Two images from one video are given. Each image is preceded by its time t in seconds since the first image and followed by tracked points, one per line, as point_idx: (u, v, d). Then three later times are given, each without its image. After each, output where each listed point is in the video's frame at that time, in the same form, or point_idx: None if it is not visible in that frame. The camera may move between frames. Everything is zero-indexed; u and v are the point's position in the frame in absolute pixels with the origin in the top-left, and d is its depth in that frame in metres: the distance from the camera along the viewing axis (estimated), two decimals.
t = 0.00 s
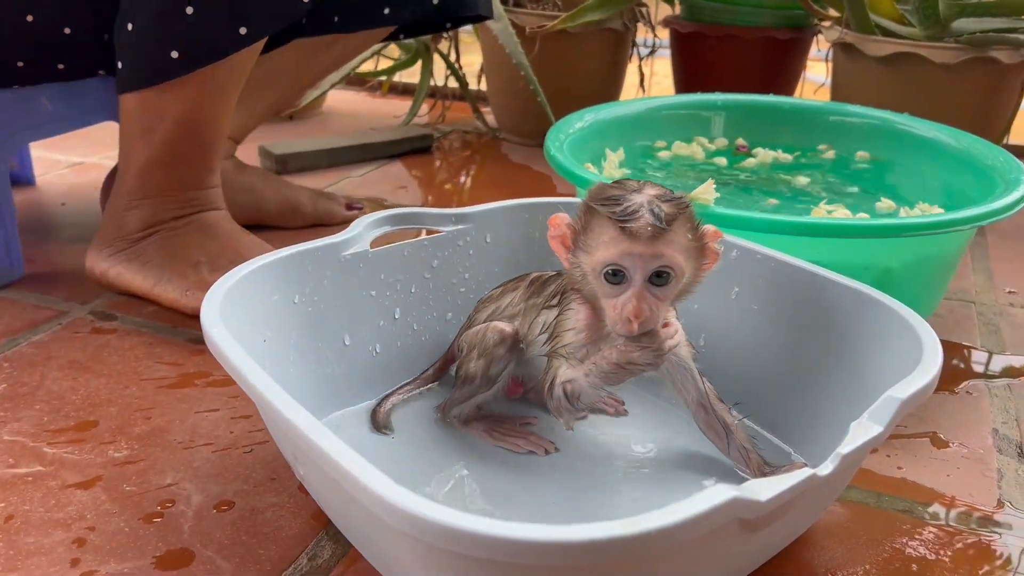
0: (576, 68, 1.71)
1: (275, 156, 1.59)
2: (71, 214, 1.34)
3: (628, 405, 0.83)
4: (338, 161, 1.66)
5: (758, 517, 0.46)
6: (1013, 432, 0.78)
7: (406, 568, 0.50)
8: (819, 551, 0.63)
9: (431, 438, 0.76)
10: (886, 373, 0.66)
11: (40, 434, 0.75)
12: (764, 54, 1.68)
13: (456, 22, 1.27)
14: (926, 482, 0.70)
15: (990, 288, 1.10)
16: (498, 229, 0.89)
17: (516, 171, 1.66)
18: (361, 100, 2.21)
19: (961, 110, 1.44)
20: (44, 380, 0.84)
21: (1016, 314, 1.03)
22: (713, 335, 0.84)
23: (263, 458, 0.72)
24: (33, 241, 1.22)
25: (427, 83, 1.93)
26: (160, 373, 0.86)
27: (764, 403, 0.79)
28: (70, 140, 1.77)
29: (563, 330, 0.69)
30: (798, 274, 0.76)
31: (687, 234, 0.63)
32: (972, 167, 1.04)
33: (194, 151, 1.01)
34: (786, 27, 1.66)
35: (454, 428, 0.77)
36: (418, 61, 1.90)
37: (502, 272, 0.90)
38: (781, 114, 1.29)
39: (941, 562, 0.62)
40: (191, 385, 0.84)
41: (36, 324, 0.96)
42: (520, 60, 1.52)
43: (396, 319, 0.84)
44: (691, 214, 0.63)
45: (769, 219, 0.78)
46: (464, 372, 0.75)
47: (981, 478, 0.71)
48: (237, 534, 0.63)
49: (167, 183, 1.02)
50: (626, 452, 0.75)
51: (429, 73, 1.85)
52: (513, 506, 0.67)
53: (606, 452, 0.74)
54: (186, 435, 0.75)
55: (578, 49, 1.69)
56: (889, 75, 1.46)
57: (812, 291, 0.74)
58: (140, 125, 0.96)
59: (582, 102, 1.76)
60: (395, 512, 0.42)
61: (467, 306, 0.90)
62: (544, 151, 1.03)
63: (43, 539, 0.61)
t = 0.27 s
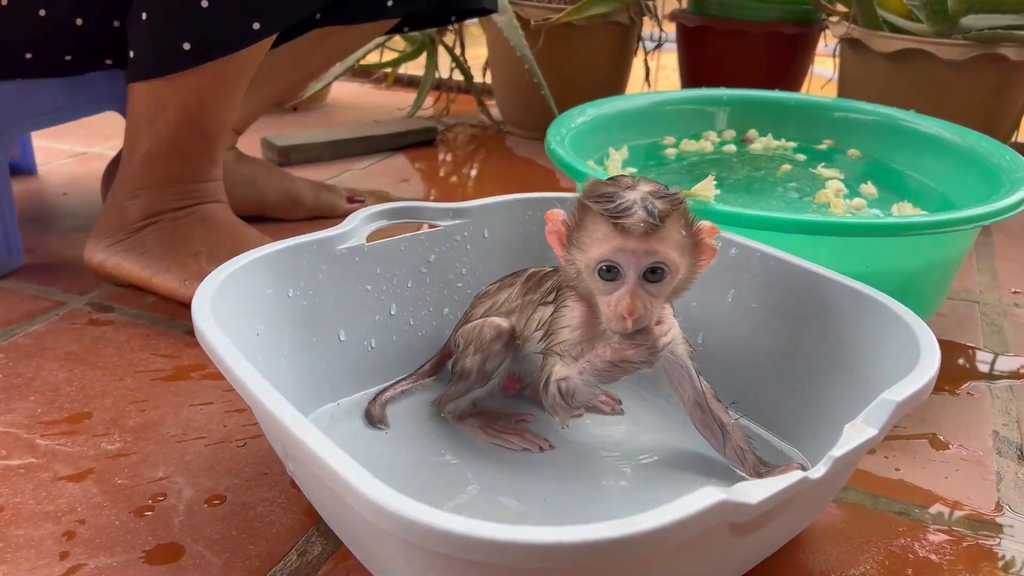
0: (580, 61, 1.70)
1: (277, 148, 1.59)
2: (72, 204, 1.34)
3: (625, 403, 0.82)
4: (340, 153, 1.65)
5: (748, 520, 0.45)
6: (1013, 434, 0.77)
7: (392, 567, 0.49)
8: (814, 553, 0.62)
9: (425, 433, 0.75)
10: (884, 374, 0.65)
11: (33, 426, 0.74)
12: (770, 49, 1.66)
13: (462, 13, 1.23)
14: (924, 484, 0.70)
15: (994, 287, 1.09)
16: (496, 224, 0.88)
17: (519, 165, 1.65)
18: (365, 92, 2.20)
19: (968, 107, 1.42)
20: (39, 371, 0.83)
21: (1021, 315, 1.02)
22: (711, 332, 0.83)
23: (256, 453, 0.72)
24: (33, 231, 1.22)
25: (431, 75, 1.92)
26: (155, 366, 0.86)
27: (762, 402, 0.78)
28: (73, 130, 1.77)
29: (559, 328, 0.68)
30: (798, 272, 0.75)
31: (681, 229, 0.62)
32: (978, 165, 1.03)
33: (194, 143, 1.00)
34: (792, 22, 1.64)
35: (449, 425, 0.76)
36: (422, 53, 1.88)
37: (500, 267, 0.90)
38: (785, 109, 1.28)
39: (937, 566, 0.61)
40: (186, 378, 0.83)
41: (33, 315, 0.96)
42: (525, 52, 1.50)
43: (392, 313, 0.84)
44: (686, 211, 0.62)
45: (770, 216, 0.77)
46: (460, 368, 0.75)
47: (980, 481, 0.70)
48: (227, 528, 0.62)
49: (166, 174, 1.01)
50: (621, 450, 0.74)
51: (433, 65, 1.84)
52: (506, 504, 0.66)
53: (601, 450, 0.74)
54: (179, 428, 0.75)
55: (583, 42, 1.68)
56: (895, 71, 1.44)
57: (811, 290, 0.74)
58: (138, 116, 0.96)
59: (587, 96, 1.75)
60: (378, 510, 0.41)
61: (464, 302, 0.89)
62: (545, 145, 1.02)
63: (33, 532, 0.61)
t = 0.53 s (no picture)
0: (584, 54, 1.69)
1: (278, 139, 1.58)
2: (71, 194, 1.33)
3: (623, 399, 0.82)
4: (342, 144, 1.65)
5: (741, 519, 0.44)
6: (1015, 434, 0.76)
7: (380, 562, 0.49)
8: (810, 552, 0.61)
9: (420, 427, 0.75)
10: (882, 370, 0.64)
11: (27, 417, 0.74)
12: (776, 43, 1.64)
13: None
14: (922, 484, 0.69)
15: (998, 285, 1.08)
16: (494, 217, 0.87)
17: (521, 158, 1.64)
18: (368, 84, 2.19)
19: (975, 103, 1.41)
20: (35, 361, 0.83)
21: None
22: (711, 327, 0.83)
23: (250, 446, 0.71)
24: (32, 222, 1.21)
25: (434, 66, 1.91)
26: (151, 357, 0.85)
27: (760, 399, 0.77)
28: (75, 120, 1.76)
29: (554, 321, 0.68)
30: (798, 268, 0.74)
31: (663, 222, 0.61)
32: (982, 160, 1.01)
33: (193, 135, 1.00)
34: (798, 16, 1.63)
35: (445, 418, 0.76)
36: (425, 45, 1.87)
37: (497, 261, 0.89)
38: (789, 103, 1.27)
39: (934, 566, 0.60)
40: (181, 370, 0.83)
41: (30, 305, 0.95)
42: (527, 45, 1.48)
43: (388, 307, 0.83)
44: (668, 203, 0.61)
45: (770, 210, 0.76)
46: (457, 360, 0.74)
47: (980, 480, 0.69)
48: (218, 522, 0.62)
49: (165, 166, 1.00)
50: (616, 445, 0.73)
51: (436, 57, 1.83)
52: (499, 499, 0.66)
53: (595, 445, 0.73)
54: (174, 420, 0.75)
55: (587, 35, 1.66)
56: (901, 66, 1.43)
57: (810, 285, 0.73)
58: (139, 111, 0.96)
59: (590, 89, 1.74)
60: (364, 506, 0.40)
61: (461, 296, 0.88)
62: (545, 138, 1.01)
63: (24, 524, 0.61)
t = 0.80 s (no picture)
0: (590, 44, 1.67)
1: (283, 129, 1.57)
2: (76, 182, 1.33)
3: (630, 389, 0.81)
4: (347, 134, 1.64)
5: (748, 512, 0.44)
6: None
7: (383, 552, 0.48)
8: (816, 546, 0.61)
9: (426, 416, 0.74)
10: (891, 363, 0.64)
11: (31, 405, 0.74)
12: (785, 34, 1.63)
13: None
14: (930, 478, 0.68)
15: (1008, 278, 1.07)
16: (500, 207, 0.87)
17: (527, 148, 1.63)
18: (374, 73, 2.17)
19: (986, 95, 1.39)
20: (39, 349, 0.83)
21: None
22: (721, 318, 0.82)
23: (253, 435, 0.71)
24: (36, 210, 1.21)
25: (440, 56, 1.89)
26: (154, 346, 0.85)
27: (768, 391, 0.77)
28: (79, 108, 1.76)
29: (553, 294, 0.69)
30: (809, 258, 0.73)
31: (626, 201, 0.62)
32: (993, 153, 1.00)
33: (196, 124, 1.00)
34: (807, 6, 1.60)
35: (451, 407, 0.75)
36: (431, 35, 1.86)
37: (503, 251, 0.88)
38: (799, 94, 1.26)
39: (942, 560, 0.60)
40: (185, 358, 0.83)
41: (33, 293, 0.95)
42: (534, 34, 1.47)
43: (393, 297, 0.83)
44: (637, 185, 0.62)
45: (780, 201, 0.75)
46: (467, 348, 0.74)
47: (988, 475, 0.69)
48: (221, 511, 0.62)
49: (165, 155, 1.00)
50: (621, 435, 0.73)
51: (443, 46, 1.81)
52: (503, 490, 0.65)
53: (601, 434, 0.73)
54: (177, 409, 0.74)
55: (593, 25, 1.65)
56: (911, 57, 1.41)
57: (819, 276, 0.72)
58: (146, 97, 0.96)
59: (597, 79, 1.73)
60: (368, 496, 0.40)
61: (466, 285, 0.88)
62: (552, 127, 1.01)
63: (27, 512, 0.61)
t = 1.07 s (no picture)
0: (594, 35, 1.66)
1: (285, 120, 1.56)
2: (76, 173, 1.32)
3: (631, 384, 0.81)
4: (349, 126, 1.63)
5: (749, 509, 0.43)
6: None
7: (380, 547, 0.48)
8: (816, 542, 0.60)
9: (427, 410, 0.74)
10: (896, 358, 0.63)
11: (29, 396, 0.74)
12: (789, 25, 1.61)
13: None
14: (934, 474, 0.68)
15: (1013, 273, 1.06)
16: (501, 199, 0.86)
17: (530, 140, 1.63)
18: (376, 65, 2.16)
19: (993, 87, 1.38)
20: (37, 341, 0.83)
21: None
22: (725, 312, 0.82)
23: (252, 428, 0.70)
24: (36, 201, 1.21)
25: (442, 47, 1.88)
26: (153, 338, 0.84)
27: (771, 387, 0.76)
28: (81, 99, 1.75)
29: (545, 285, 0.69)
30: (813, 251, 0.72)
31: (610, 200, 0.61)
32: (999, 146, 0.99)
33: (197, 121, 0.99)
34: None
35: (452, 401, 0.75)
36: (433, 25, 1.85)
37: (504, 244, 0.88)
38: (803, 86, 1.25)
39: (945, 557, 0.59)
40: (184, 350, 0.82)
41: (33, 284, 0.95)
42: (537, 26, 1.45)
43: (393, 289, 0.82)
44: (622, 184, 0.61)
45: (783, 193, 0.74)
46: (468, 341, 0.74)
47: (992, 471, 0.68)
48: (219, 504, 0.62)
49: (170, 149, 1.01)
50: (622, 430, 0.72)
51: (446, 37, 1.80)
52: (503, 484, 0.65)
53: (603, 428, 0.72)
54: (175, 401, 0.74)
55: (597, 16, 1.64)
56: (918, 49, 1.40)
57: (822, 270, 0.71)
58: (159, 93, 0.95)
59: (600, 71, 1.71)
60: (365, 491, 0.39)
61: (467, 278, 0.87)
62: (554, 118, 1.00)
63: (24, 504, 0.61)
